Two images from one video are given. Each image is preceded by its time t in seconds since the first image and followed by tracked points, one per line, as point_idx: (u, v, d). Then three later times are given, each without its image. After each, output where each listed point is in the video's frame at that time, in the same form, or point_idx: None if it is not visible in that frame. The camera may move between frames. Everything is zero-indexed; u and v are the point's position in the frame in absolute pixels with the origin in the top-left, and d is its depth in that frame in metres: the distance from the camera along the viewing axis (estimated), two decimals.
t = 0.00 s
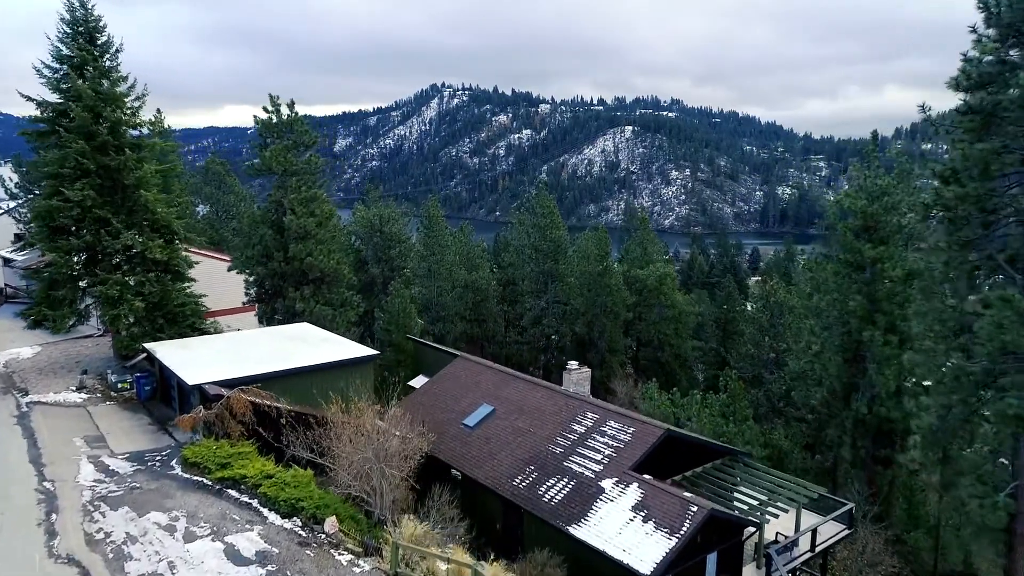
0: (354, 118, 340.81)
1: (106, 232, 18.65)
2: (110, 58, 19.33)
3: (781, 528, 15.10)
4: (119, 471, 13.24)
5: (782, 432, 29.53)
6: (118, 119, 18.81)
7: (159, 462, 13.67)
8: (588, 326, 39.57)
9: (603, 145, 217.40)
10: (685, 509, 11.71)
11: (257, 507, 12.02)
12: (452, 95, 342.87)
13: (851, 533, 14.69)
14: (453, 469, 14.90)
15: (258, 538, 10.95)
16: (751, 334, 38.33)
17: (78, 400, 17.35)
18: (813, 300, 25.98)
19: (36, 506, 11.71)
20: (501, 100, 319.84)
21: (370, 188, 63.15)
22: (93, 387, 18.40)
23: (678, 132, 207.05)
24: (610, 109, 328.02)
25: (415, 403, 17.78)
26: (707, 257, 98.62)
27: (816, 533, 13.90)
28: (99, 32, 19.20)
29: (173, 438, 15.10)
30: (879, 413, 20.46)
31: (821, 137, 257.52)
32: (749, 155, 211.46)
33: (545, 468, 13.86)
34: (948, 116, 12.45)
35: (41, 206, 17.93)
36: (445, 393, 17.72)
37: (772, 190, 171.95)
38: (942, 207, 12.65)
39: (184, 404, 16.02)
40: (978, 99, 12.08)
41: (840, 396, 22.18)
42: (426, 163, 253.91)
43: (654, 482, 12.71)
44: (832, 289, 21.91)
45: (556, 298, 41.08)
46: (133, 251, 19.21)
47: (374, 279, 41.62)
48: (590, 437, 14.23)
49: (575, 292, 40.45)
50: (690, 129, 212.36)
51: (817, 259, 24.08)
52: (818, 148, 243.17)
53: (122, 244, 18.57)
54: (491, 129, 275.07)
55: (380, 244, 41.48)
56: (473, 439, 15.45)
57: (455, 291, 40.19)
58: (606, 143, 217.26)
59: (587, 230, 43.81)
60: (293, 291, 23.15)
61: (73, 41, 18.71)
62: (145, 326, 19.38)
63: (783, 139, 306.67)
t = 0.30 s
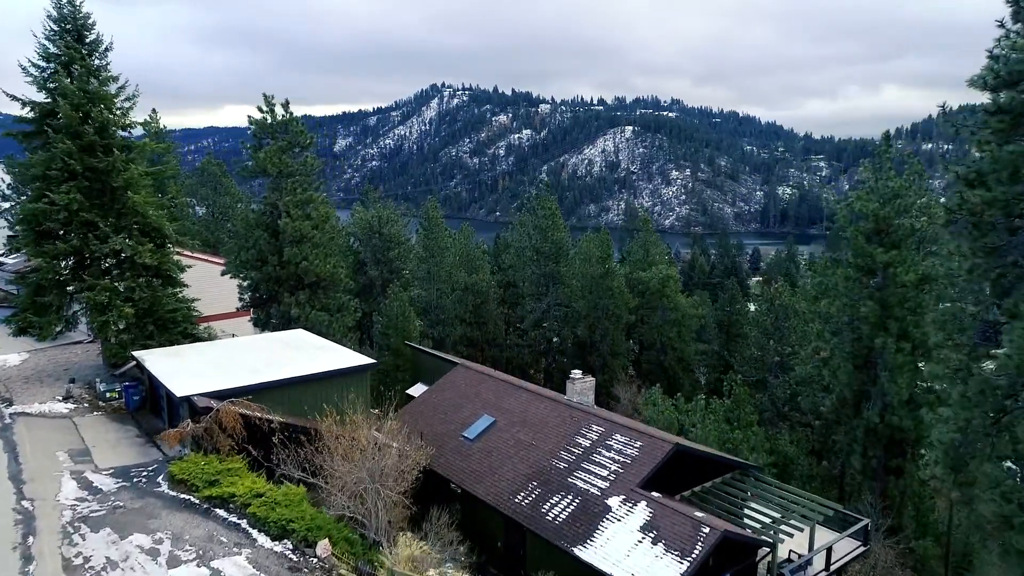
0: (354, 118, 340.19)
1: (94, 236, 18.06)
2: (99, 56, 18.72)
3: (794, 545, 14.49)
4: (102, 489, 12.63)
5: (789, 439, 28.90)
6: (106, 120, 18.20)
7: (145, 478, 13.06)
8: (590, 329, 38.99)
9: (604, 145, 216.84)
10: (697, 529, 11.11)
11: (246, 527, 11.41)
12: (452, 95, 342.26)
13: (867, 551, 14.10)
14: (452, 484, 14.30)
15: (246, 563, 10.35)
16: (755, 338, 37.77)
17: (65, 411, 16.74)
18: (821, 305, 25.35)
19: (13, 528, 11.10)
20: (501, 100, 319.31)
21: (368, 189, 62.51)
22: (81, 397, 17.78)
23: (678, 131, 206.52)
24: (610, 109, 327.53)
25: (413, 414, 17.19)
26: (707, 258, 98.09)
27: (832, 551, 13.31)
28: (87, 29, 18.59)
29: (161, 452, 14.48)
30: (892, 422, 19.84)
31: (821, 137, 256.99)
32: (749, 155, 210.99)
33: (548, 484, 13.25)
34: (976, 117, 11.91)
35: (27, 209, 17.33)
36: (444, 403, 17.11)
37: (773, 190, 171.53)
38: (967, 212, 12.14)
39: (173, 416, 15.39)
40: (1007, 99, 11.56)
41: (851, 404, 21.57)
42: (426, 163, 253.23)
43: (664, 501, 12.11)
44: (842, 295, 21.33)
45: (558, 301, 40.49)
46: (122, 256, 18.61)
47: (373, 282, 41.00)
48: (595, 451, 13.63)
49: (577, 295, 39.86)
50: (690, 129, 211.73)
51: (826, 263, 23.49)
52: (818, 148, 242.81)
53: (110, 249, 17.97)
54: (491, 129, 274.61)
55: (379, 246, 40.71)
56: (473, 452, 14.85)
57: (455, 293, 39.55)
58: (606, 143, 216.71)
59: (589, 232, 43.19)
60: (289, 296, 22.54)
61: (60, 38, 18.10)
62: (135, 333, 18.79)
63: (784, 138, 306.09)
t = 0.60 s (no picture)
0: (354, 118, 339.53)
1: (81, 240, 17.47)
2: (87, 55, 18.12)
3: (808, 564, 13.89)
4: (85, 508, 12.03)
5: (796, 446, 28.28)
6: (94, 120, 17.61)
7: (130, 496, 12.47)
8: (591, 332, 38.42)
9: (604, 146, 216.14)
10: (710, 552, 10.50)
11: (233, 551, 10.79)
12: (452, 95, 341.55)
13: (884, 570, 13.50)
14: (452, 501, 13.70)
15: None
16: (760, 341, 37.17)
17: (50, 422, 16.13)
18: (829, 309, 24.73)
19: None
20: (501, 100, 318.54)
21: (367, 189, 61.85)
22: (67, 407, 17.17)
23: (679, 131, 205.90)
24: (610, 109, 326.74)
25: (412, 425, 16.60)
26: (708, 258, 97.48)
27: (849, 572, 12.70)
28: (76, 26, 17.99)
29: (148, 467, 13.87)
30: (905, 432, 19.24)
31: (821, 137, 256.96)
32: (750, 155, 210.38)
33: (552, 502, 12.64)
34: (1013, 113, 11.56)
35: (11, 212, 16.75)
36: (444, 414, 16.51)
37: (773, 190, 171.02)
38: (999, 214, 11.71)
39: (161, 429, 14.78)
40: None
41: (862, 412, 20.99)
42: (426, 163, 252.53)
43: (674, 521, 11.50)
44: (853, 300, 20.77)
45: (559, 303, 39.88)
46: (110, 261, 18.01)
47: (371, 284, 40.39)
48: (602, 467, 13.02)
49: (579, 297, 39.27)
50: (691, 129, 211.12)
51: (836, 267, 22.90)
52: (818, 148, 242.27)
53: (98, 253, 17.39)
54: (491, 129, 273.86)
55: (378, 248, 40.11)
56: (474, 466, 14.25)
57: (454, 296, 38.94)
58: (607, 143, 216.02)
59: (590, 233, 42.59)
60: (284, 301, 21.94)
61: (47, 36, 17.50)
62: (124, 340, 18.21)
63: (784, 139, 306.19)
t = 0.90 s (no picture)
0: (354, 118, 338.94)
1: (68, 245, 16.86)
2: (75, 52, 17.53)
3: None
4: (66, 529, 11.41)
5: (804, 453, 27.71)
6: (81, 120, 17.01)
7: (114, 515, 11.85)
8: (594, 335, 37.87)
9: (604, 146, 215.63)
10: None
11: None
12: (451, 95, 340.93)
13: None
14: (452, 519, 13.09)
15: None
16: (765, 345, 36.60)
17: (35, 435, 15.52)
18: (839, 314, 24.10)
19: None
20: (500, 100, 317.94)
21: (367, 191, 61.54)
22: (53, 418, 16.57)
23: (679, 131, 205.28)
24: (610, 109, 326.44)
25: (411, 437, 15.99)
26: (708, 259, 97.00)
27: None
28: (62, 23, 17.39)
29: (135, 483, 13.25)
30: (920, 443, 18.66)
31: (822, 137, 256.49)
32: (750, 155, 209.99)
33: (558, 522, 12.03)
34: None
35: None
36: (444, 426, 15.89)
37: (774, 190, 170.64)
38: None
39: (149, 442, 14.18)
40: None
41: (874, 421, 20.43)
42: (426, 163, 252.02)
43: (687, 543, 10.87)
44: (865, 306, 20.18)
45: (562, 306, 39.29)
46: (98, 266, 17.42)
47: (370, 287, 39.78)
48: (610, 484, 12.40)
49: (581, 300, 38.71)
50: (691, 128, 210.53)
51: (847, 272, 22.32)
52: (818, 148, 241.99)
53: (86, 259, 16.79)
54: (491, 129, 273.30)
55: (377, 250, 39.52)
56: (475, 482, 13.65)
57: (455, 299, 38.34)
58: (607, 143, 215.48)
59: (592, 235, 42.00)
60: (279, 307, 21.37)
61: (32, 33, 16.91)
62: (113, 348, 17.61)
63: (784, 138, 305.95)
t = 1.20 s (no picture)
0: (354, 118, 338.35)
1: (54, 250, 16.26)
2: (62, 50, 16.92)
3: None
4: (45, 553, 10.79)
5: (812, 460, 27.12)
6: (68, 121, 16.42)
7: (96, 538, 11.24)
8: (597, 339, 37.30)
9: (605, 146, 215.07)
10: None
11: None
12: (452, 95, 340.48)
13: None
14: (453, 539, 12.46)
15: None
16: (771, 348, 36.02)
17: (18, 448, 14.90)
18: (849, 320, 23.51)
19: None
20: (500, 99, 317.59)
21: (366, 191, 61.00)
22: (39, 430, 15.95)
23: (680, 131, 204.67)
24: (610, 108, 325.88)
25: (410, 450, 15.39)
26: (709, 259, 96.45)
27: None
28: (48, 19, 16.77)
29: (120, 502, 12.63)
30: (937, 454, 18.07)
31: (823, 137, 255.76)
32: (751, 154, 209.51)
33: (564, 545, 11.40)
34: None
35: None
36: (445, 439, 15.27)
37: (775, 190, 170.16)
38: None
39: (136, 458, 13.56)
40: None
41: (887, 430, 19.82)
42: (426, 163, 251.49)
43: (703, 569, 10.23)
44: (878, 313, 19.57)
45: (564, 309, 38.61)
46: (86, 271, 16.81)
47: (370, 289, 39.16)
48: (619, 504, 11.77)
49: (583, 303, 38.13)
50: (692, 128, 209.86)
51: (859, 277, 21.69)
52: (819, 147, 241.57)
53: (73, 264, 16.19)
54: (491, 129, 272.74)
55: (376, 252, 38.89)
56: (477, 500, 13.03)
57: (455, 302, 37.72)
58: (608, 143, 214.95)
59: (595, 236, 41.40)
60: (275, 313, 20.77)
61: (17, 30, 16.30)
62: (101, 357, 16.99)
63: (784, 138, 305.70)
